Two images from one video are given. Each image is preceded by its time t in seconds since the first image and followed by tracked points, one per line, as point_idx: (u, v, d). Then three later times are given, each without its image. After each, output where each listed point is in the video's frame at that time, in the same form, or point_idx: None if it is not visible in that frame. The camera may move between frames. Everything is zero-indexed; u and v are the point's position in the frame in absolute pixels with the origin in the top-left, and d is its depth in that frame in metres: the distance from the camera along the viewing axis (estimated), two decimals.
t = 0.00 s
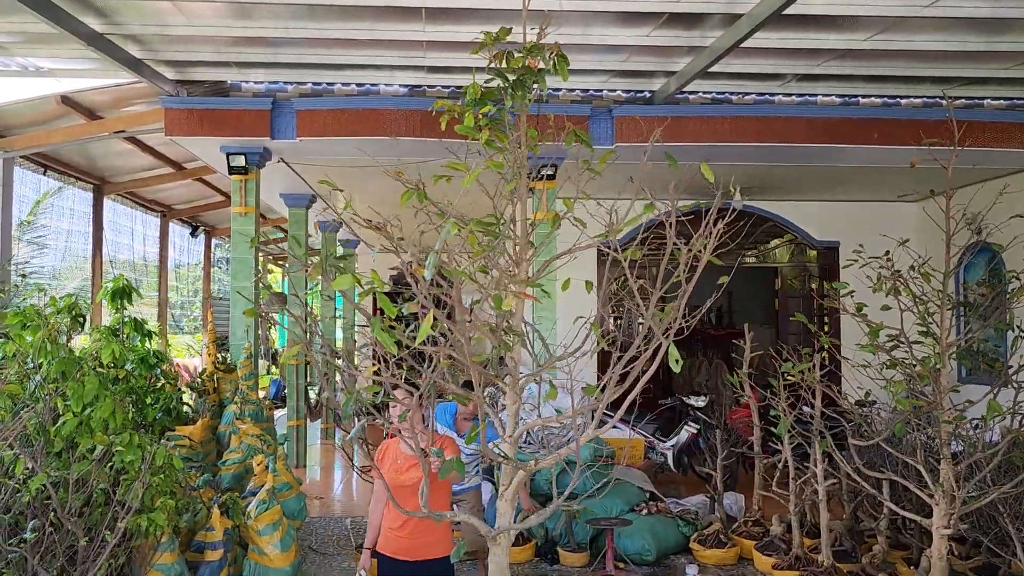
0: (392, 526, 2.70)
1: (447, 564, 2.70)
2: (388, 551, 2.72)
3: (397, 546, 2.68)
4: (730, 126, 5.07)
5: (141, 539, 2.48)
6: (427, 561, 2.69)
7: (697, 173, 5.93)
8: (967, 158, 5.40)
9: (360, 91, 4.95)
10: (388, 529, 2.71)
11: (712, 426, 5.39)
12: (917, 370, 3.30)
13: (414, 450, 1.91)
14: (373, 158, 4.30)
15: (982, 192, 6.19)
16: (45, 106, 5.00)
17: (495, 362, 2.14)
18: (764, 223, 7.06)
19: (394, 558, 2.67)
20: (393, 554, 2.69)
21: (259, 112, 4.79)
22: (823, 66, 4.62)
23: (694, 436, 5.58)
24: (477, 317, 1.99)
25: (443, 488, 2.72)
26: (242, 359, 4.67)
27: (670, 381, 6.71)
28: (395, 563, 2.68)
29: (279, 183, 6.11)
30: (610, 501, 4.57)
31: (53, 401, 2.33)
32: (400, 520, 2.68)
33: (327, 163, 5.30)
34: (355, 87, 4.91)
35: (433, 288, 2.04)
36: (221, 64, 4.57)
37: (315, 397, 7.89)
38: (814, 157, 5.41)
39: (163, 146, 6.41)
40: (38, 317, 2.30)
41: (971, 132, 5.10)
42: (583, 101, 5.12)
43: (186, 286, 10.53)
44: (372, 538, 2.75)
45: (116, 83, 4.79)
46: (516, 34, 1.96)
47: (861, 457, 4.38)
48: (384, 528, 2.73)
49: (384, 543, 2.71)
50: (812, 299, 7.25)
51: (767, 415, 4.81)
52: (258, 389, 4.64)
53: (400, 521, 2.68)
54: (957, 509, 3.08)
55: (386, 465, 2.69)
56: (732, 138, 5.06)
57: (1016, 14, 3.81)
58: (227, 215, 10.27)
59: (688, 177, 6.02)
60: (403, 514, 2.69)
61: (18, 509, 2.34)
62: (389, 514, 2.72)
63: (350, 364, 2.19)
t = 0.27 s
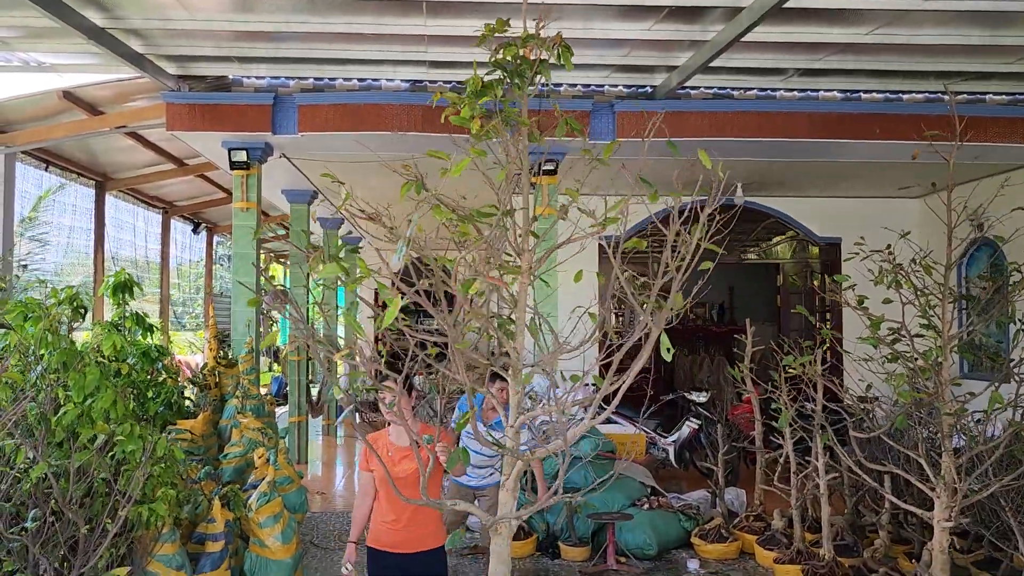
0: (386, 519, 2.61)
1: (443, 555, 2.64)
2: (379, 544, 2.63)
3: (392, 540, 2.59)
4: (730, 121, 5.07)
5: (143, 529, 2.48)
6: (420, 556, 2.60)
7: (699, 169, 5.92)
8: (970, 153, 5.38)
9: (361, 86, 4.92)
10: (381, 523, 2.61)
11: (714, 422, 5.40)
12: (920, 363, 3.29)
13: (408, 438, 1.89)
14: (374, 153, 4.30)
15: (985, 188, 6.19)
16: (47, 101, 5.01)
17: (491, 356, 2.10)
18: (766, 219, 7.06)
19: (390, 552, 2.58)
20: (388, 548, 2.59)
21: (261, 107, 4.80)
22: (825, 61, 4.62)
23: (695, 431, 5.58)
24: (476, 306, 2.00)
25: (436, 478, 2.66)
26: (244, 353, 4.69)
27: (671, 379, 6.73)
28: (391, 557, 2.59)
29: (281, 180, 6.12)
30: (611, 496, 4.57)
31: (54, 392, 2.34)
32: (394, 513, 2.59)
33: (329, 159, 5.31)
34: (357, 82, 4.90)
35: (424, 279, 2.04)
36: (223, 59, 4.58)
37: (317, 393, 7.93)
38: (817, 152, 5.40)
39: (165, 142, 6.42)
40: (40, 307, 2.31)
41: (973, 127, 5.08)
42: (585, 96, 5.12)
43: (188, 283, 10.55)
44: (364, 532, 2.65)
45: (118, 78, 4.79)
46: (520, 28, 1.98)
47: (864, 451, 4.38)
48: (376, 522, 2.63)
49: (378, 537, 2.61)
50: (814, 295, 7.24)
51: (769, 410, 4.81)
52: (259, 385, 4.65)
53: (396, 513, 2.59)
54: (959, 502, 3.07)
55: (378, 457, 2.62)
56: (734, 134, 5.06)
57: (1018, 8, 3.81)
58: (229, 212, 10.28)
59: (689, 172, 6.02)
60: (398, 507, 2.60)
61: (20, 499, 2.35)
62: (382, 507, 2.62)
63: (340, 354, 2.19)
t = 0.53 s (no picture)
0: (384, 506, 2.54)
1: (441, 542, 2.60)
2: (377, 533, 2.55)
3: (391, 527, 2.52)
4: (733, 113, 5.06)
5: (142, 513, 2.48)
6: (420, 542, 2.55)
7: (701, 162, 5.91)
8: (972, 146, 5.37)
9: (362, 79, 4.93)
10: (379, 511, 2.55)
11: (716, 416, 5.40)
12: (922, 352, 3.28)
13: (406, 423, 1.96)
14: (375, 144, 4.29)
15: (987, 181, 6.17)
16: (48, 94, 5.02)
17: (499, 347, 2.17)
18: (767, 214, 7.05)
19: (390, 539, 2.51)
20: (388, 536, 2.53)
21: (262, 100, 4.80)
22: (826, 52, 4.61)
23: (697, 425, 5.58)
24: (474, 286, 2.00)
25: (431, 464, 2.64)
26: (245, 345, 4.69)
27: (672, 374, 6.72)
28: (391, 545, 2.53)
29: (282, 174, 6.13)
30: (612, 488, 4.56)
31: (54, 375, 2.34)
32: (394, 499, 2.54)
33: (330, 152, 5.31)
34: (359, 74, 4.89)
35: (430, 274, 2.08)
36: (224, 51, 4.58)
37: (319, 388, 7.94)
38: (819, 145, 5.38)
39: (166, 136, 6.43)
40: (40, 290, 2.31)
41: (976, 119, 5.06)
42: (586, 89, 5.11)
43: (190, 279, 10.57)
44: (361, 522, 2.58)
45: (119, 70, 4.80)
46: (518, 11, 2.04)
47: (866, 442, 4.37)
48: (373, 510, 2.57)
49: (376, 525, 2.54)
50: (817, 290, 7.22)
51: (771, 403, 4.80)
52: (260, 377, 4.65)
53: (395, 500, 2.54)
54: (961, 490, 3.06)
55: (375, 443, 2.58)
56: (736, 126, 5.04)
57: None
58: (230, 208, 10.29)
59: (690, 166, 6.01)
60: (397, 493, 2.54)
61: (20, 482, 2.35)
62: (379, 495, 2.56)
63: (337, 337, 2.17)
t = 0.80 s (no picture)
0: (386, 491, 2.52)
1: (442, 525, 2.57)
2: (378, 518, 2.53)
3: (392, 511, 2.50)
4: (728, 104, 5.04)
5: (143, 496, 2.48)
6: (422, 527, 2.53)
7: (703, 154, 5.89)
8: (976, 137, 5.35)
9: (364, 69, 4.91)
10: (380, 495, 2.52)
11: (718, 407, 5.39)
12: (925, 338, 3.26)
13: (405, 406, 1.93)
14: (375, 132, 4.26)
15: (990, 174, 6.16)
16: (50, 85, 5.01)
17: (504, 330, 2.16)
18: (770, 206, 7.03)
19: (392, 524, 2.49)
20: (389, 520, 2.50)
21: (263, 90, 4.79)
22: (829, 41, 4.60)
23: (699, 417, 5.57)
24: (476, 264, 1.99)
25: (430, 450, 2.64)
26: (247, 335, 4.69)
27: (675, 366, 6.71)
28: (392, 529, 2.50)
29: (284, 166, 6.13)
30: (614, 479, 4.55)
31: (54, 357, 2.34)
32: (396, 483, 2.51)
33: (332, 143, 5.31)
34: (360, 65, 4.86)
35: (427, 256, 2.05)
36: (226, 40, 4.58)
37: (321, 382, 7.95)
38: (822, 137, 5.36)
39: (168, 128, 6.42)
40: (39, 271, 2.31)
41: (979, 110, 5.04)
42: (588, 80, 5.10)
43: (191, 274, 10.57)
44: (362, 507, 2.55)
45: (120, 61, 4.79)
46: None
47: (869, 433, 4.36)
48: (374, 495, 2.54)
49: (377, 510, 2.52)
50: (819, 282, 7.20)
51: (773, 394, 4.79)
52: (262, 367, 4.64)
53: (396, 484, 2.51)
54: (964, 477, 3.05)
55: (376, 428, 2.55)
56: (738, 117, 5.02)
57: None
58: (232, 202, 10.29)
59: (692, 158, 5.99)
60: (398, 477, 2.52)
61: (20, 464, 2.35)
62: (381, 480, 2.54)
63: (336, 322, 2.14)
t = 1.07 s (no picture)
0: (391, 474, 2.51)
1: (446, 510, 2.57)
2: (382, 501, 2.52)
3: (398, 495, 2.49)
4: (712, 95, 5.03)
5: (142, 478, 2.48)
6: (425, 511, 2.52)
7: (704, 146, 5.88)
8: (979, 128, 5.33)
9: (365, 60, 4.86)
10: (385, 479, 2.52)
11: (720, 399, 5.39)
12: (927, 325, 3.26)
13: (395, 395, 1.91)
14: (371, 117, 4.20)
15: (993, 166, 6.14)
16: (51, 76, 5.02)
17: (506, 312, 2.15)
18: (771, 199, 7.02)
19: (396, 507, 2.48)
20: (394, 504, 2.50)
21: (264, 81, 4.79)
22: (830, 31, 4.59)
23: (700, 409, 5.56)
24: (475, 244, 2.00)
25: (436, 434, 2.62)
26: (247, 326, 4.69)
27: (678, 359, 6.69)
28: (397, 513, 2.50)
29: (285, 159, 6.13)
30: (615, 469, 4.54)
31: (53, 340, 2.34)
32: (402, 467, 2.51)
33: (333, 136, 5.31)
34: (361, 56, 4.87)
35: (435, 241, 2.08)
36: (227, 31, 4.58)
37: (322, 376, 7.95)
38: (824, 128, 5.35)
39: (169, 120, 6.43)
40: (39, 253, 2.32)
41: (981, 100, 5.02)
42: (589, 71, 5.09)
43: (193, 269, 10.59)
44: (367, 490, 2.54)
45: (122, 52, 4.80)
46: None
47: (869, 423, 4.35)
48: (379, 479, 2.53)
49: (382, 494, 2.51)
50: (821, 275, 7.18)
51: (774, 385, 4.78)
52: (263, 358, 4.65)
53: (402, 467, 2.51)
54: (966, 463, 3.04)
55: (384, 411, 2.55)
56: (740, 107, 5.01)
57: None
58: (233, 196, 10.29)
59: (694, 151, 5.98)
60: (403, 460, 2.52)
61: (20, 445, 2.35)
62: (386, 463, 2.53)
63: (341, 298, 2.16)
